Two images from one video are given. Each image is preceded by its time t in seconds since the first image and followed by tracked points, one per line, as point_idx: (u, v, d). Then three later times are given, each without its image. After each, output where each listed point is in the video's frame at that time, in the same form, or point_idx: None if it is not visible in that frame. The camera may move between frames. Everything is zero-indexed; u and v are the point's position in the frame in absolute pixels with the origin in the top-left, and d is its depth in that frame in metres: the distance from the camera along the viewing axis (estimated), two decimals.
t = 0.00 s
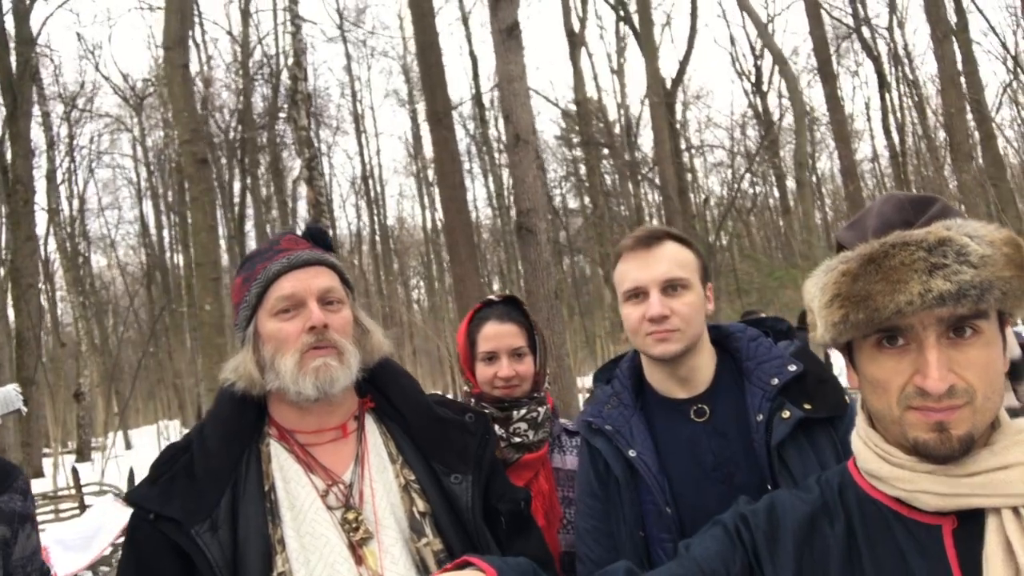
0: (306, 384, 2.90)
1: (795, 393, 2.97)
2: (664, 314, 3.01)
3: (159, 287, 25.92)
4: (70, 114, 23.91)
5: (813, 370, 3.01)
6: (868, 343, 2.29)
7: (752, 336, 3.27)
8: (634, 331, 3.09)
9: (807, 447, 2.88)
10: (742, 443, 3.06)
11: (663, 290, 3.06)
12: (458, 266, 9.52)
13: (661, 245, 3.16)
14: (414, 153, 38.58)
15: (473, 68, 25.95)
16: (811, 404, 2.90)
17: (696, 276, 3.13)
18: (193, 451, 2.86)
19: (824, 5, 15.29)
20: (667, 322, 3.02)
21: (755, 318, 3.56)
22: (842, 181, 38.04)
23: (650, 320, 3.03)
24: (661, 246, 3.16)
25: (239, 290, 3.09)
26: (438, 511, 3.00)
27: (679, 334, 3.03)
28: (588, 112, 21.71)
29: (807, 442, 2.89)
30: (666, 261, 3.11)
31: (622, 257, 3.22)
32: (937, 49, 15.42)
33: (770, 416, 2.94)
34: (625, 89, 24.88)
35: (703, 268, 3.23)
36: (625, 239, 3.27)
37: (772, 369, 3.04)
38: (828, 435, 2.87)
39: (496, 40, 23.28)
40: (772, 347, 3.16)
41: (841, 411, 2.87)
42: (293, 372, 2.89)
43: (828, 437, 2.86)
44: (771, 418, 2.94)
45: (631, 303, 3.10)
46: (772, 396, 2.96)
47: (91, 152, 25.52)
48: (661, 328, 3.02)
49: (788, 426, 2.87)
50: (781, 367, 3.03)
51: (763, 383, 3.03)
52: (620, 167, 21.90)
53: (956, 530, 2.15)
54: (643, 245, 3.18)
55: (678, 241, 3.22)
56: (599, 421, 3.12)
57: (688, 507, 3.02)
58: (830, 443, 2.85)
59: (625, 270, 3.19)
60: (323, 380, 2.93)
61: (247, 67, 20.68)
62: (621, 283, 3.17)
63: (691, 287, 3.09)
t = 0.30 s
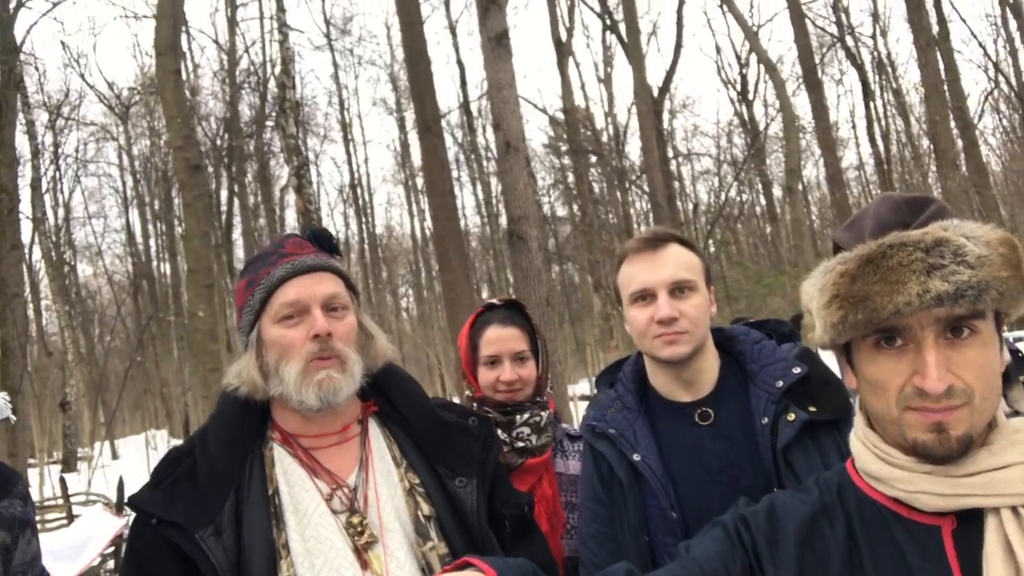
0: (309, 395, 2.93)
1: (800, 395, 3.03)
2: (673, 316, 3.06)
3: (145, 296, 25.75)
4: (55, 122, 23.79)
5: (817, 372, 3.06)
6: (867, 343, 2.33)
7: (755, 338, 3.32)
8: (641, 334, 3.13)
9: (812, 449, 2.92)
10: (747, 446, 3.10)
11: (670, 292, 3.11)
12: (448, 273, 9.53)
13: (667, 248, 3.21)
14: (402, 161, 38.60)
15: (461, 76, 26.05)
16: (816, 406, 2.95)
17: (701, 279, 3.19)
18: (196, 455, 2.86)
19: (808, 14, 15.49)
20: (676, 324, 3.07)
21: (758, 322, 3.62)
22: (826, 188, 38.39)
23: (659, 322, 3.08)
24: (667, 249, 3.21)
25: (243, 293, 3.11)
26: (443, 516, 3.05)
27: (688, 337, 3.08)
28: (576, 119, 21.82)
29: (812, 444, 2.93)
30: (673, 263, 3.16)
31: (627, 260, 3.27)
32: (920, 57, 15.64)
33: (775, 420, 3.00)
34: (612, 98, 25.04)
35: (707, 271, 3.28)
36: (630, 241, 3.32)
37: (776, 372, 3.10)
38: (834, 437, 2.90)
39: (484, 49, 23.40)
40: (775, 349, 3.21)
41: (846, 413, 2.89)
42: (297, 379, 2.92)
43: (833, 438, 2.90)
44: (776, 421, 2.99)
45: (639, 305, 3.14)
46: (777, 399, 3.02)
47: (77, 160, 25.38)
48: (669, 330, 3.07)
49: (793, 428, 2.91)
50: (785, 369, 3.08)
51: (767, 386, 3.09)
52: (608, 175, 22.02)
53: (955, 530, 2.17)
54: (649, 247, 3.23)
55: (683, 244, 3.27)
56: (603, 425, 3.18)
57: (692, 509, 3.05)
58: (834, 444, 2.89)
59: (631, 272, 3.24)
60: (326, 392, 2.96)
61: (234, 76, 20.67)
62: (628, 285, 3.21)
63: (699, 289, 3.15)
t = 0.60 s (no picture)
0: (306, 394, 2.92)
1: (801, 403, 3.07)
2: (676, 319, 3.11)
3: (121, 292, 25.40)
4: (31, 115, 23.45)
5: (818, 380, 3.09)
6: (863, 349, 2.37)
7: (756, 344, 3.38)
8: (643, 336, 3.19)
9: (811, 459, 2.95)
10: (746, 453, 3.15)
11: (674, 295, 3.17)
12: (429, 275, 9.49)
13: (672, 251, 3.27)
14: (384, 161, 38.48)
15: (444, 77, 26.04)
16: (816, 415, 2.99)
17: (705, 282, 3.25)
18: (191, 455, 2.84)
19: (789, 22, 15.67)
20: (679, 327, 3.12)
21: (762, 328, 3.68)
22: (804, 195, 38.79)
23: (662, 324, 3.13)
24: (672, 251, 3.26)
25: (242, 290, 3.11)
26: (440, 518, 3.08)
27: (690, 340, 3.13)
28: (559, 122, 21.89)
29: (810, 452, 2.97)
30: (678, 266, 3.22)
31: (632, 262, 3.32)
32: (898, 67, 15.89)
33: (774, 426, 3.05)
34: (595, 101, 25.15)
35: (711, 275, 3.34)
36: (635, 243, 3.38)
37: (777, 379, 3.14)
38: (832, 445, 2.95)
39: (468, 50, 23.44)
40: (777, 356, 3.26)
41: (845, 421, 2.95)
42: (293, 379, 2.91)
43: (831, 445, 2.94)
44: (776, 428, 3.04)
45: (642, 306, 3.20)
46: (777, 406, 3.06)
47: (52, 154, 25.02)
48: (672, 333, 3.12)
49: (793, 436, 2.96)
50: (786, 377, 3.12)
51: (768, 392, 3.13)
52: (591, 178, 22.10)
53: (948, 534, 2.22)
54: (653, 249, 3.28)
55: (688, 248, 3.33)
56: (602, 426, 3.24)
57: (688, 513, 3.13)
58: (833, 453, 2.94)
59: (635, 274, 3.29)
60: (324, 391, 2.95)
61: (215, 71, 20.50)
62: (632, 286, 3.26)
63: (701, 293, 3.21)
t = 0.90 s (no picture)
0: (305, 400, 2.93)
1: (825, 415, 3.10)
2: (700, 319, 3.17)
3: (99, 294, 25.09)
4: (9, 114, 23.15)
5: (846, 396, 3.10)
6: (863, 355, 2.38)
7: (788, 352, 3.39)
8: (668, 336, 3.25)
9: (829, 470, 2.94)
10: (764, 458, 3.21)
11: (698, 295, 3.23)
12: (413, 278, 9.44)
13: (698, 248, 3.32)
14: (367, 163, 38.36)
15: (428, 80, 26.02)
16: (838, 428, 3.02)
17: (731, 281, 3.29)
18: (184, 459, 2.81)
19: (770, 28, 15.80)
20: (702, 327, 3.17)
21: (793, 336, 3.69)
22: (785, 201, 39.10)
23: (686, 324, 3.19)
24: (698, 250, 3.31)
25: (240, 293, 3.11)
26: (437, 524, 3.05)
27: (714, 340, 3.18)
28: (543, 126, 21.93)
29: (830, 464, 2.96)
30: (703, 265, 3.27)
31: (658, 261, 3.39)
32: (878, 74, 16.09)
33: (795, 435, 3.07)
34: (578, 106, 25.21)
35: (738, 273, 3.37)
36: (660, 242, 3.44)
37: (804, 389, 3.16)
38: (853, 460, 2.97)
39: (452, 53, 23.44)
40: (809, 365, 3.27)
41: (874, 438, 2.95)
42: (293, 383, 2.92)
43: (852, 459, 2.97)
44: (796, 437, 3.06)
45: (667, 306, 3.26)
46: (800, 416, 3.08)
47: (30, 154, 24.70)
48: (695, 333, 3.18)
49: (813, 447, 2.96)
50: (814, 388, 3.13)
51: (793, 401, 3.15)
52: (575, 182, 22.16)
53: (948, 542, 2.23)
54: (679, 249, 3.34)
55: (716, 246, 3.36)
56: (623, 418, 3.28)
57: (701, 514, 3.18)
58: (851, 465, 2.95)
59: (661, 274, 3.36)
60: (323, 396, 2.96)
61: (196, 72, 20.34)
62: (657, 285, 3.33)
63: (727, 292, 3.25)
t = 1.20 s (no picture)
0: (290, 396, 2.90)
1: (832, 418, 3.14)
2: (726, 313, 3.30)
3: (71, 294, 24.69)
4: None
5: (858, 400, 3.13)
6: (853, 358, 2.40)
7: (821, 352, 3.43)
8: (697, 331, 3.39)
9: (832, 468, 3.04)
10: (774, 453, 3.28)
11: (726, 289, 3.35)
12: (393, 279, 9.39)
13: (726, 245, 3.45)
14: (346, 164, 38.15)
15: (408, 81, 25.94)
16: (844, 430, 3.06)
17: (761, 276, 3.41)
18: (172, 460, 2.77)
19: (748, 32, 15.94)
20: (730, 321, 3.30)
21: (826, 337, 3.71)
22: (762, 205, 39.46)
23: (713, 318, 3.32)
24: (725, 245, 3.45)
25: (228, 293, 3.08)
26: (426, 526, 3.03)
27: (743, 334, 3.30)
28: (524, 128, 21.94)
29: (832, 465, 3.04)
30: (731, 260, 3.40)
31: (687, 258, 3.54)
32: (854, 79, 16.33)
33: (798, 434, 3.13)
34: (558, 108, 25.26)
35: (767, 269, 3.49)
36: (689, 239, 3.58)
37: (817, 391, 3.20)
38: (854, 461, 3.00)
39: (433, 54, 23.42)
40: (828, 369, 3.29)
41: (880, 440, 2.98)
42: (278, 382, 2.90)
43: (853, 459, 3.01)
44: (800, 436, 3.12)
45: (695, 301, 3.40)
46: (808, 415, 3.13)
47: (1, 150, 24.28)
48: (723, 328, 3.31)
49: (815, 445, 3.04)
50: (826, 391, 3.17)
51: (805, 402, 3.19)
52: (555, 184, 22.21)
53: (937, 542, 2.27)
54: (706, 245, 3.48)
55: (745, 242, 3.49)
56: (652, 405, 3.52)
57: (716, 504, 3.29)
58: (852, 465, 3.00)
59: (690, 269, 3.51)
60: (309, 395, 2.93)
61: (172, 70, 20.11)
62: (686, 281, 3.48)
63: (755, 286, 3.37)
